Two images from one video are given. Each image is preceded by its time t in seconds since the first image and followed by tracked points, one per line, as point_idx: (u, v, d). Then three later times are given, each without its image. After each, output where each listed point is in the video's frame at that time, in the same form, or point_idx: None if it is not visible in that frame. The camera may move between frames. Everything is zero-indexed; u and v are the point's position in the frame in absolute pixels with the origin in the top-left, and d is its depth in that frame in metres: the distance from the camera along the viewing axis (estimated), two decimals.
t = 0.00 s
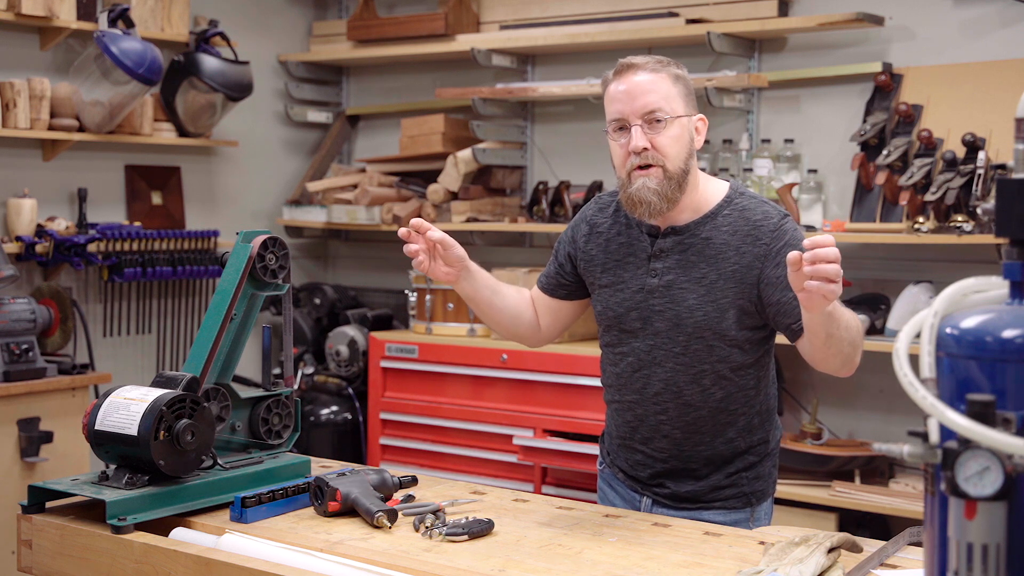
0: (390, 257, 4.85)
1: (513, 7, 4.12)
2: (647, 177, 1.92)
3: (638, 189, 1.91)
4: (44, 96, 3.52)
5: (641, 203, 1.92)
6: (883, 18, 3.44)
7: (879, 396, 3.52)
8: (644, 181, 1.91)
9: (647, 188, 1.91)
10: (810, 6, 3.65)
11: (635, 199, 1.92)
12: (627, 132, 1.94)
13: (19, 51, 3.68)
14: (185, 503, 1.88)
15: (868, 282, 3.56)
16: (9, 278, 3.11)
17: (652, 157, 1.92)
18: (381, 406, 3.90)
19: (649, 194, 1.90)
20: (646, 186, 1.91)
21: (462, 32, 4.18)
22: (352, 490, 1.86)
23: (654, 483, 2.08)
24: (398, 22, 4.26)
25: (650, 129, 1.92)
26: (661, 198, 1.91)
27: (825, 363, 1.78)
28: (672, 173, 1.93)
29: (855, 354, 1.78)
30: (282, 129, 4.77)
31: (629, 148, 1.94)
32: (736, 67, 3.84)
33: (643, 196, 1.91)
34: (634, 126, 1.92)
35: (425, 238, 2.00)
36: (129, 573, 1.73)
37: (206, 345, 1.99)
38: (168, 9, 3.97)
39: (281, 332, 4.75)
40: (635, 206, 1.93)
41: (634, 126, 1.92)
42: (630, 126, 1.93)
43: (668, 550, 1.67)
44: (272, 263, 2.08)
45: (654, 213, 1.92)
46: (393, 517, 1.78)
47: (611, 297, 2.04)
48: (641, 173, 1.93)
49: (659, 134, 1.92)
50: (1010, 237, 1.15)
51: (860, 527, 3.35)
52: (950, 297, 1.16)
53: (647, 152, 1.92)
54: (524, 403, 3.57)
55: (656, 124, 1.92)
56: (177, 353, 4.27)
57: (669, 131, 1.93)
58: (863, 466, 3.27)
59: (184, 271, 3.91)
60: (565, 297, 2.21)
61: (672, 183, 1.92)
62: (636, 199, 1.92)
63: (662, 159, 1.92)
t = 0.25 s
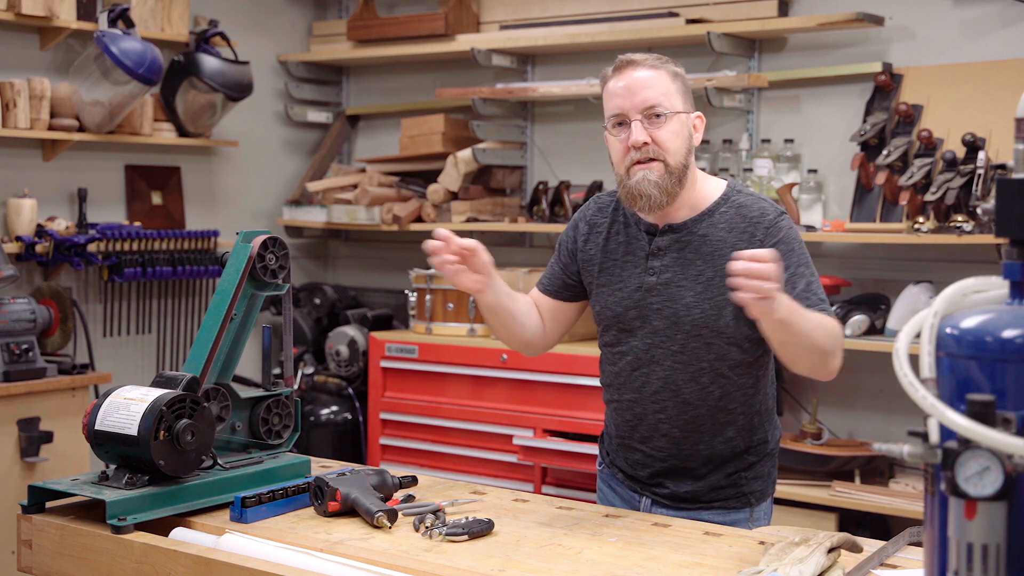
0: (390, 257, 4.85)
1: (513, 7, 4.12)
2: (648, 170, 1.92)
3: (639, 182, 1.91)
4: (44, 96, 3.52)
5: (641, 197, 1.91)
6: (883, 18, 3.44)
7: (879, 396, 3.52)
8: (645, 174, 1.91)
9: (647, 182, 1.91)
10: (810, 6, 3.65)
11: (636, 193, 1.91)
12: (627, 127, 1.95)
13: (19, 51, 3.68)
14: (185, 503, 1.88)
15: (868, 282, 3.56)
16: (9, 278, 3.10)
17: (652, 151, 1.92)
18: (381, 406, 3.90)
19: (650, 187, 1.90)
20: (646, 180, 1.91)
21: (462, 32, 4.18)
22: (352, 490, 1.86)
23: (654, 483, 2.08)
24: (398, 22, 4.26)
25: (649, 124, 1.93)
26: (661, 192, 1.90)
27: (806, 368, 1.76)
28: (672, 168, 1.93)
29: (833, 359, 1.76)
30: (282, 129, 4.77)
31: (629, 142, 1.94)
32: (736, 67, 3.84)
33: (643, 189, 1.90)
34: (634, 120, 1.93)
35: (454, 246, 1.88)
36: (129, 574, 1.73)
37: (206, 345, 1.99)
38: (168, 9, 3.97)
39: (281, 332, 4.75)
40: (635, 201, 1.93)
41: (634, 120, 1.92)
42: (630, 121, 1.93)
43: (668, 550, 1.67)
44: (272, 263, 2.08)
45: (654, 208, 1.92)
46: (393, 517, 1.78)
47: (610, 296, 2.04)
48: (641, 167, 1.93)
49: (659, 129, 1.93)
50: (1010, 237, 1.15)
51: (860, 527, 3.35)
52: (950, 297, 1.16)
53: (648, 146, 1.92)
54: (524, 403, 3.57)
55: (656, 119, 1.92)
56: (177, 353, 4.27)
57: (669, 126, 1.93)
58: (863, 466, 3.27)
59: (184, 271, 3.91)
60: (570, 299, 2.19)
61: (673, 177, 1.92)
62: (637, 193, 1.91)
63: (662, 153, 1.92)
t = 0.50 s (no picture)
0: (390, 257, 4.85)
1: (513, 7, 4.12)
2: (645, 167, 1.92)
3: (635, 179, 1.91)
4: (44, 96, 3.52)
5: (638, 194, 1.91)
6: (883, 18, 3.44)
7: (879, 396, 3.53)
8: (641, 171, 1.91)
9: (644, 179, 1.91)
10: (810, 6, 3.65)
11: (632, 190, 1.91)
12: (625, 124, 1.94)
13: (19, 51, 3.68)
14: (185, 503, 1.88)
15: (868, 282, 3.56)
16: (9, 278, 3.10)
17: (649, 148, 1.92)
18: (381, 406, 3.90)
19: (646, 185, 1.90)
20: (643, 177, 1.91)
21: (462, 32, 4.18)
22: (352, 490, 1.86)
23: (653, 483, 2.08)
24: (398, 22, 4.26)
25: (647, 121, 1.92)
26: (658, 190, 1.90)
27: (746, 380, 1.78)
28: (669, 165, 1.93)
29: (772, 372, 1.77)
30: (282, 129, 4.77)
31: (626, 139, 1.94)
32: (736, 67, 3.84)
33: (640, 186, 1.90)
34: (632, 117, 1.92)
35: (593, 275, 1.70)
36: (129, 573, 1.73)
37: (206, 345, 1.99)
38: (169, 9, 3.97)
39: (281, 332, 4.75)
40: (631, 198, 1.93)
41: (632, 117, 1.92)
42: (628, 118, 1.93)
43: (668, 550, 1.67)
44: (272, 263, 2.08)
45: (650, 205, 1.92)
46: (393, 517, 1.78)
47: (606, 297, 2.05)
48: (638, 164, 1.93)
49: (656, 126, 1.92)
50: (1010, 237, 1.15)
51: (860, 527, 3.35)
52: (950, 297, 1.16)
53: (645, 143, 1.92)
54: (524, 403, 3.57)
55: (654, 116, 1.92)
56: (177, 353, 4.27)
57: (667, 123, 1.93)
58: (863, 466, 3.27)
59: (184, 271, 3.91)
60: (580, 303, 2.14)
61: (669, 175, 1.92)
62: (633, 190, 1.91)
63: (660, 151, 1.92)
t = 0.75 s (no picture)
0: (390, 257, 4.85)
1: (513, 7, 4.12)
2: (642, 170, 1.91)
3: (632, 182, 1.91)
4: (44, 96, 3.52)
5: (635, 197, 1.91)
6: (883, 18, 3.44)
7: (878, 396, 3.53)
8: (639, 174, 1.91)
9: (641, 182, 1.91)
10: (810, 6, 3.65)
11: (629, 193, 1.91)
12: (622, 127, 1.94)
13: (19, 51, 3.68)
14: (185, 503, 1.88)
15: (868, 282, 3.56)
16: (9, 278, 3.10)
17: (647, 152, 1.92)
18: (381, 406, 3.90)
19: (643, 188, 1.90)
20: (640, 180, 1.91)
21: (462, 32, 4.18)
22: (352, 490, 1.86)
23: (650, 484, 2.08)
24: (398, 22, 4.26)
25: (645, 125, 1.93)
26: (655, 193, 1.90)
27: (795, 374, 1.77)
28: (666, 169, 1.93)
29: (824, 366, 1.77)
30: (282, 129, 4.77)
31: (623, 142, 1.94)
32: (737, 67, 3.84)
33: (637, 189, 1.90)
34: (630, 120, 1.92)
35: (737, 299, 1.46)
36: (129, 573, 1.73)
37: (206, 345, 1.99)
38: (169, 9, 3.97)
39: (281, 332, 4.75)
40: (628, 201, 1.93)
41: (630, 120, 1.92)
42: (626, 121, 1.93)
43: (668, 550, 1.67)
44: (272, 263, 2.08)
45: (647, 208, 1.92)
46: (393, 517, 1.78)
47: (602, 300, 2.04)
48: (635, 167, 1.93)
49: (654, 130, 1.93)
50: (1010, 237, 1.15)
51: (860, 527, 3.35)
52: (950, 296, 1.16)
53: (643, 147, 1.92)
54: (524, 403, 3.57)
55: (651, 120, 1.92)
56: (177, 353, 4.27)
57: (664, 128, 1.93)
58: (863, 466, 3.27)
59: (184, 271, 3.91)
60: (567, 307, 2.19)
61: (667, 179, 1.92)
62: (630, 193, 1.91)
63: (657, 155, 1.92)
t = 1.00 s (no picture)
0: (390, 257, 4.85)
1: (513, 7, 4.12)
2: (643, 167, 1.91)
3: (632, 178, 1.91)
4: (44, 96, 3.52)
5: (633, 193, 1.91)
6: (883, 18, 3.44)
7: (879, 396, 3.53)
8: (639, 171, 1.91)
9: (641, 179, 1.91)
10: (810, 6, 3.65)
11: (628, 188, 1.91)
12: (627, 122, 1.94)
13: (19, 51, 3.68)
14: (185, 503, 1.88)
15: (868, 282, 3.56)
16: (9, 278, 3.10)
17: (649, 149, 1.92)
18: (381, 406, 3.90)
19: (643, 185, 1.90)
20: (640, 176, 1.91)
21: (462, 32, 4.18)
22: (352, 490, 1.86)
23: (648, 483, 2.08)
24: (398, 22, 4.26)
25: (650, 122, 1.92)
26: (654, 190, 1.90)
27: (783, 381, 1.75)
28: (667, 168, 1.93)
29: (808, 371, 1.75)
30: (282, 129, 4.77)
31: (627, 137, 1.94)
32: (736, 67, 3.84)
33: (637, 185, 1.90)
34: (636, 115, 1.92)
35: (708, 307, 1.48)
36: (129, 573, 1.73)
37: (206, 345, 1.99)
38: (169, 9, 3.97)
39: (281, 332, 4.75)
40: (626, 196, 1.93)
41: (636, 115, 1.92)
42: (632, 116, 1.92)
43: (668, 550, 1.67)
44: (272, 263, 2.08)
45: (645, 205, 1.92)
46: (393, 517, 1.78)
47: (601, 298, 2.04)
48: (636, 163, 1.93)
49: (659, 128, 1.92)
50: (1010, 237, 1.15)
51: (860, 527, 3.34)
52: (950, 296, 1.16)
53: (646, 144, 1.92)
54: (524, 403, 3.57)
55: (657, 117, 1.92)
56: (177, 353, 4.27)
57: (669, 126, 1.93)
58: (863, 466, 3.27)
59: (184, 271, 3.91)
60: (569, 306, 2.17)
61: (667, 177, 1.92)
62: (629, 189, 1.91)
63: (660, 153, 1.92)
